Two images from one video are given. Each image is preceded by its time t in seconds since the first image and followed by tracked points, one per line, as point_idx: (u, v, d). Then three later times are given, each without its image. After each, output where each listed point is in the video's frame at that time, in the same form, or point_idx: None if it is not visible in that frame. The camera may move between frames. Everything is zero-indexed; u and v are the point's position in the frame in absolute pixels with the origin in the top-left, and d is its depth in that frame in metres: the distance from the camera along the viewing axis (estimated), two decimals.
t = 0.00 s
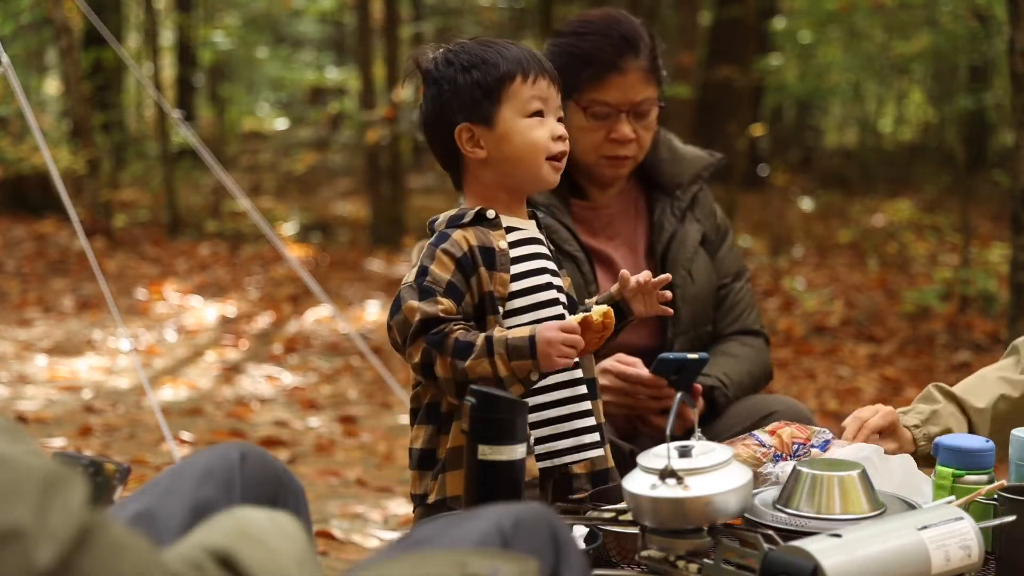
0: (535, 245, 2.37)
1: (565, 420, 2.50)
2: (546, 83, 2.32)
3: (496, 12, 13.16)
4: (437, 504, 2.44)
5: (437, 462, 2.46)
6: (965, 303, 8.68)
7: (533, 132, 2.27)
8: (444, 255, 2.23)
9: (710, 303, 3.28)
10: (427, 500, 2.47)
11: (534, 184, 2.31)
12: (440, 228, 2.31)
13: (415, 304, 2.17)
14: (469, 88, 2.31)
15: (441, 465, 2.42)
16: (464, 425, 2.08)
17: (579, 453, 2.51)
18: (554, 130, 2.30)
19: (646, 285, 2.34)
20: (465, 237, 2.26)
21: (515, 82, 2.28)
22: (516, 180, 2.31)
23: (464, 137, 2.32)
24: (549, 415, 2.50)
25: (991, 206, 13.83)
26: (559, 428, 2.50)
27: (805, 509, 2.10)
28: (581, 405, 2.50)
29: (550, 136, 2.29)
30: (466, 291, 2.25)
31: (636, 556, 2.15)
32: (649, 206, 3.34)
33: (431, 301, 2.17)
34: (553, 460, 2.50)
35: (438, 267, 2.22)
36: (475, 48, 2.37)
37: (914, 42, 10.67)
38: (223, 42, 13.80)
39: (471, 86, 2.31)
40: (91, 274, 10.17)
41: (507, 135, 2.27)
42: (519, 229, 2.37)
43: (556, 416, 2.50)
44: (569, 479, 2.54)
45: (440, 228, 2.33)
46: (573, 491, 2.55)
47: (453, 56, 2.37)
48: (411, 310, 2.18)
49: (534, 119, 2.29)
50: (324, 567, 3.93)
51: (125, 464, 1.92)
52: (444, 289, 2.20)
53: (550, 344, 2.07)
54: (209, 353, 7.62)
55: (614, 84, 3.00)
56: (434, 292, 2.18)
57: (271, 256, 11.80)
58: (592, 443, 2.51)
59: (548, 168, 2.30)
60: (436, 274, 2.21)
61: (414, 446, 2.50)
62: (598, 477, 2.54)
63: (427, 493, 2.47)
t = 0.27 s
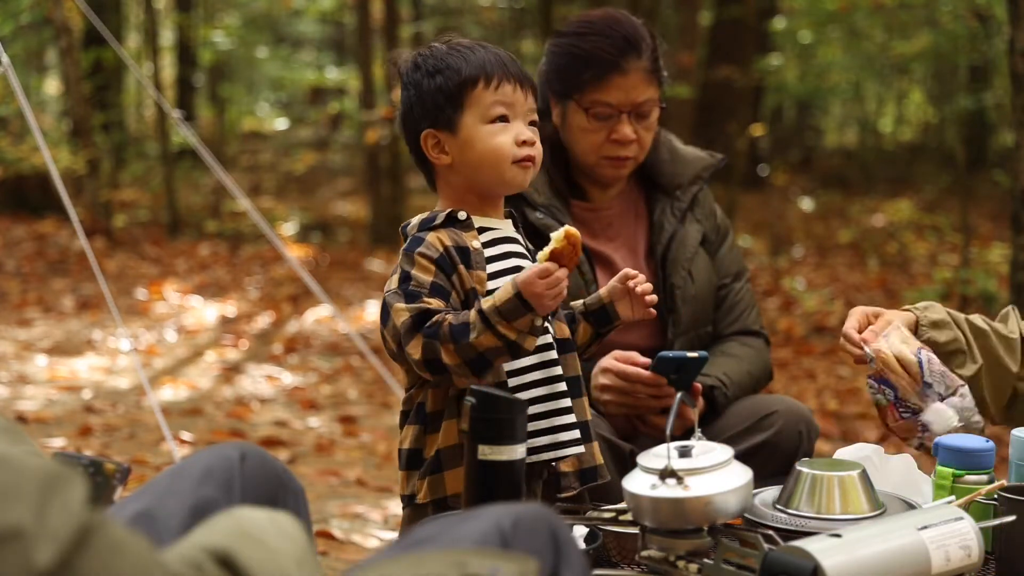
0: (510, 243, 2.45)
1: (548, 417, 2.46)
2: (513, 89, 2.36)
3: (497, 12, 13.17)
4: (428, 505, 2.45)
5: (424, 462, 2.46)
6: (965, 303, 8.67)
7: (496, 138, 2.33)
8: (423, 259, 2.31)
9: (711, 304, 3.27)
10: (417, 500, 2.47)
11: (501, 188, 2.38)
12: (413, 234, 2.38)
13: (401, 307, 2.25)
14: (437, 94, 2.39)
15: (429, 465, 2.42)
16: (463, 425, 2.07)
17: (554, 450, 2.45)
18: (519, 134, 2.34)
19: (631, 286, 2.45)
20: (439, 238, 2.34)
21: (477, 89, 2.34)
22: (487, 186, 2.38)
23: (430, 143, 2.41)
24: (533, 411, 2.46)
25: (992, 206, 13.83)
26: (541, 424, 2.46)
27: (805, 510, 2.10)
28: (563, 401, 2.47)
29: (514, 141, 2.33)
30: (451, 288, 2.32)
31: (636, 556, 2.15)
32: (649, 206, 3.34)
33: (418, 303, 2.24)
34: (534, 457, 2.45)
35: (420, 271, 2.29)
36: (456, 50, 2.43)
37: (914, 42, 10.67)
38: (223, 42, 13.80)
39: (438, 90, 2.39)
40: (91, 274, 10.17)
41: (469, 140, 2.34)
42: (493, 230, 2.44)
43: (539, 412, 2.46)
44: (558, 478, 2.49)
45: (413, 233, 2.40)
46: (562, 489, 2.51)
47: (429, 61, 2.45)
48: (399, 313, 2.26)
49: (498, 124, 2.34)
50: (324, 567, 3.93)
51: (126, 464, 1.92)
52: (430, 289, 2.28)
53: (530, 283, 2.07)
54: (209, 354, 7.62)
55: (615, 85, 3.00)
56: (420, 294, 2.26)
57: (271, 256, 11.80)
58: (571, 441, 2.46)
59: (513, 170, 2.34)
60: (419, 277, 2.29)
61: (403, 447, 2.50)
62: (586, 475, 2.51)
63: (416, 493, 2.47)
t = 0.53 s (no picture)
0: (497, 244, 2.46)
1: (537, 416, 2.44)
2: (475, 92, 2.35)
3: (497, 13, 13.16)
4: (432, 499, 2.44)
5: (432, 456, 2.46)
6: (965, 304, 8.67)
7: (455, 141, 2.33)
8: (407, 258, 2.32)
9: (711, 304, 3.26)
10: (422, 495, 2.46)
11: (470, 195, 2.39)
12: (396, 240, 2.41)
13: (394, 304, 2.26)
14: (411, 99, 2.42)
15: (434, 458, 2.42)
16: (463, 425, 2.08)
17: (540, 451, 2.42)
18: (481, 138, 2.32)
19: (634, 276, 2.55)
20: (419, 237, 2.35)
21: (439, 95, 2.36)
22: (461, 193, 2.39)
23: (404, 147, 2.45)
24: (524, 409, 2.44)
25: (992, 206, 13.83)
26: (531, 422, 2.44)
27: (805, 510, 2.10)
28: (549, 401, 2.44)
29: (475, 145, 2.32)
30: (440, 279, 2.31)
31: (637, 556, 2.15)
32: (649, 207, 3.35)
33: (409, 296, 2.25)
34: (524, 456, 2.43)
35: (406, 271, 2.31)
36: (441, 55, 2.46)
37: (914, 42, 10.66)
38: (223, 42, 13.80)
39: (416, 92, 2.41)
40: (91, 274, 10.16)
41: (432, 143, 2.36)
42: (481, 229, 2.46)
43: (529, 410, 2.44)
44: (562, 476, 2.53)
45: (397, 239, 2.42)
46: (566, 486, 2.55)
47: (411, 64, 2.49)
48: (393, 310, 2.26)
49: (461, 129, 2.35)
50: (324, 567, 3.93)
51: (125, 464, 1.92)
52: (419, 284, 2.28)
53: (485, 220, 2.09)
54: (209, 354, 7.62)
55: (616, 87, 2.99)
56: (409, 291, 2.27)
57: (271, 256, 11.79)
58: (557, 441, 2.43)
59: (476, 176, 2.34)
60: (406, 276, 2.30)
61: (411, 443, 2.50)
62: (591, 471, 2.56)
63: (422, 487, 2.46)
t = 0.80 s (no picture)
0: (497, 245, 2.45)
1: (542, 416, 2.43)
2: (469, 99, 2.32)
3: (497, 13, 13.16)
4: (443, 501, 2.44)
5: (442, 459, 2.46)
6: (965, 304, 8.67)
7: (444, 150, 2.32)
8: (406, 266, 2.32)
9: (710, 303, 3.27)
10: (432, 496, 2.46)
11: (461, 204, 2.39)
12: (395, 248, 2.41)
13: (396, 314, 2.27)
14: (410, 98, 2.40)
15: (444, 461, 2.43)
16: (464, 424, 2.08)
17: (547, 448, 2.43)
18: (471, 148, 2.31)
19: (636, 268, 2.54)
20: (418, 244, 2.35)
21: (434, 100, 2.35)
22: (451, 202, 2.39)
23: (402, 146, 2.45)
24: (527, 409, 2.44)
25: (992, 206, 13.84)
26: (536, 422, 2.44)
27: (805, 510, 2.10)
28: (555, 399, 2.43)
29: (464, 154, 2.31)
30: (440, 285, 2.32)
31: (637, 556, 2.15)
32: (649, 207, 3.35)
33: (411, 305, 2.26)
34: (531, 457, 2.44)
35: (407, 279, 2.31)
36: (444, 53, 2.44)
37: (914, 42, 10.66)
38: (223, 42, 13.80)
39: (418, 92, 2.38)
40: (91, 274, 10.17)
41: (424, 149, 2.36)
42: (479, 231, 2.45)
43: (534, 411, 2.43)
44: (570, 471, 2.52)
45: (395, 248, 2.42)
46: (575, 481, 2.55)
47: (417, 58, 2.47)
48: (395, 320, 2.27)
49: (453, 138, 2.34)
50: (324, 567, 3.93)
51: (125, 464, 1.92)
52: (420, 292, 2.29)
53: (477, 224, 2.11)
54: (209, 354, 7.62)
55: (617, 92, 2.99)
56: (411, 299, 2.28)
57: (271, 256, 11.79)
58: (565, 439, 2.44)
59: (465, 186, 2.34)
60: (407, 284, 2.30)
61: (420, 445, 2.50)
62: (599, 465, 2.54)
63: (432, 489, 2.47)
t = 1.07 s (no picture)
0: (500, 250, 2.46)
1: (555, 415, 2.46)
2: (488, 120, 2.32)
3: (497, 13, 13.16)
4: (445, 503, 2.44)
5: (443, 462, 2.47)
6: (965, 303, 8.67)
7: (458, 165, 2.33)
8: (415, 273, 2.31)
9: (710, 303, 3.26)
10: (434, 500, 2.47)
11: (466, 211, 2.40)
12: (402, 252, 2.40)
13: (406, 323, 2.27)
14: (425, 102, 2.38)
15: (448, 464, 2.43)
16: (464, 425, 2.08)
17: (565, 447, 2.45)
18: (483, 165, 2.33)
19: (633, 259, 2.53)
20: (426, 250, 2.35)
21: (450, 113, 2.33)
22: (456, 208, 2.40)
23: (408, 146, 2.44)
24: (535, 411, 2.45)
25: (992, 206, 13.84)
26: (549, 422, 2.46)
27: (805, 510, 2.10)
28: (568, 396, 2.46)
29: (476, 171, 2.33)
30: (449, 293, 2.32)
31: (636, 556, 2.15)
32: (649, 207, 3.35)
33: (420, 315, 2.26)
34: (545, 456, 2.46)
35: (415, 285, 2.31)
36: (452, 55, 2.44)
37: (914, 42, 10.66)
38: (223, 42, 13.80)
39: (436, 99, 2.36)
40: (91, 274, 10.17)
41: (434, 158, 2.36)
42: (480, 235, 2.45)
43: (547, 412, 2.46)
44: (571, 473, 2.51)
45: (402, 250, 2.42)
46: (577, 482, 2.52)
47: (433, 60, 2.45)
48: (404, 329, 2.28)
49: (465, 154, 2.33)
50: (324, 568, 3.93)
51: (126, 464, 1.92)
52: (428, 300, 2.28)
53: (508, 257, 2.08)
54: (209, 354, 7.62)
55: (618, 93, 2.99)
56: (420, 308, 2.28)
57: (271, 256, 11.80)
58: (581, 435, 2.46)
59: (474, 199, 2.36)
60: (415, 290, 2.30)
61: (420, 448, 2.50)
62: (599, 466, 2.51)
63: (434, 493, 2.47)
